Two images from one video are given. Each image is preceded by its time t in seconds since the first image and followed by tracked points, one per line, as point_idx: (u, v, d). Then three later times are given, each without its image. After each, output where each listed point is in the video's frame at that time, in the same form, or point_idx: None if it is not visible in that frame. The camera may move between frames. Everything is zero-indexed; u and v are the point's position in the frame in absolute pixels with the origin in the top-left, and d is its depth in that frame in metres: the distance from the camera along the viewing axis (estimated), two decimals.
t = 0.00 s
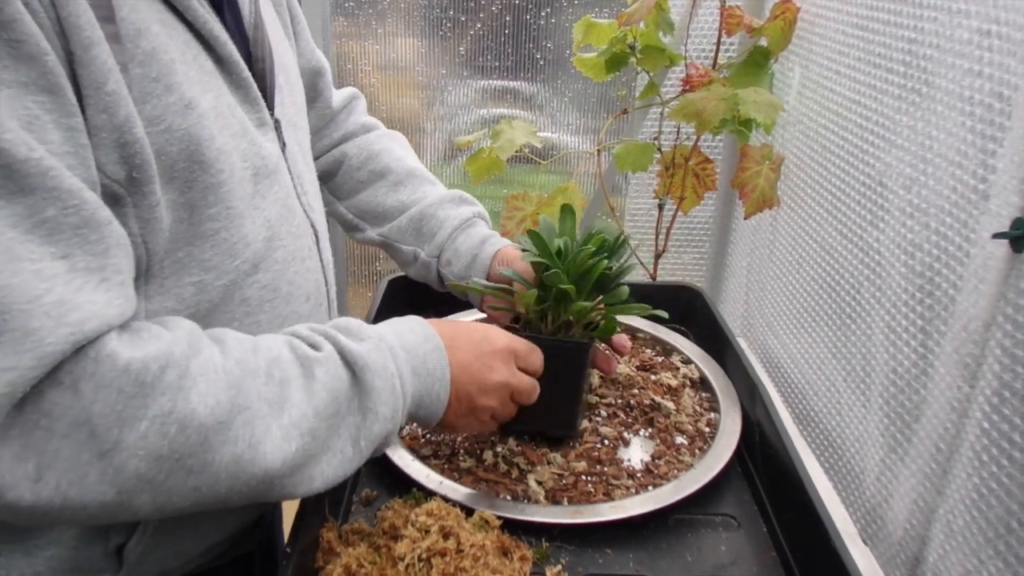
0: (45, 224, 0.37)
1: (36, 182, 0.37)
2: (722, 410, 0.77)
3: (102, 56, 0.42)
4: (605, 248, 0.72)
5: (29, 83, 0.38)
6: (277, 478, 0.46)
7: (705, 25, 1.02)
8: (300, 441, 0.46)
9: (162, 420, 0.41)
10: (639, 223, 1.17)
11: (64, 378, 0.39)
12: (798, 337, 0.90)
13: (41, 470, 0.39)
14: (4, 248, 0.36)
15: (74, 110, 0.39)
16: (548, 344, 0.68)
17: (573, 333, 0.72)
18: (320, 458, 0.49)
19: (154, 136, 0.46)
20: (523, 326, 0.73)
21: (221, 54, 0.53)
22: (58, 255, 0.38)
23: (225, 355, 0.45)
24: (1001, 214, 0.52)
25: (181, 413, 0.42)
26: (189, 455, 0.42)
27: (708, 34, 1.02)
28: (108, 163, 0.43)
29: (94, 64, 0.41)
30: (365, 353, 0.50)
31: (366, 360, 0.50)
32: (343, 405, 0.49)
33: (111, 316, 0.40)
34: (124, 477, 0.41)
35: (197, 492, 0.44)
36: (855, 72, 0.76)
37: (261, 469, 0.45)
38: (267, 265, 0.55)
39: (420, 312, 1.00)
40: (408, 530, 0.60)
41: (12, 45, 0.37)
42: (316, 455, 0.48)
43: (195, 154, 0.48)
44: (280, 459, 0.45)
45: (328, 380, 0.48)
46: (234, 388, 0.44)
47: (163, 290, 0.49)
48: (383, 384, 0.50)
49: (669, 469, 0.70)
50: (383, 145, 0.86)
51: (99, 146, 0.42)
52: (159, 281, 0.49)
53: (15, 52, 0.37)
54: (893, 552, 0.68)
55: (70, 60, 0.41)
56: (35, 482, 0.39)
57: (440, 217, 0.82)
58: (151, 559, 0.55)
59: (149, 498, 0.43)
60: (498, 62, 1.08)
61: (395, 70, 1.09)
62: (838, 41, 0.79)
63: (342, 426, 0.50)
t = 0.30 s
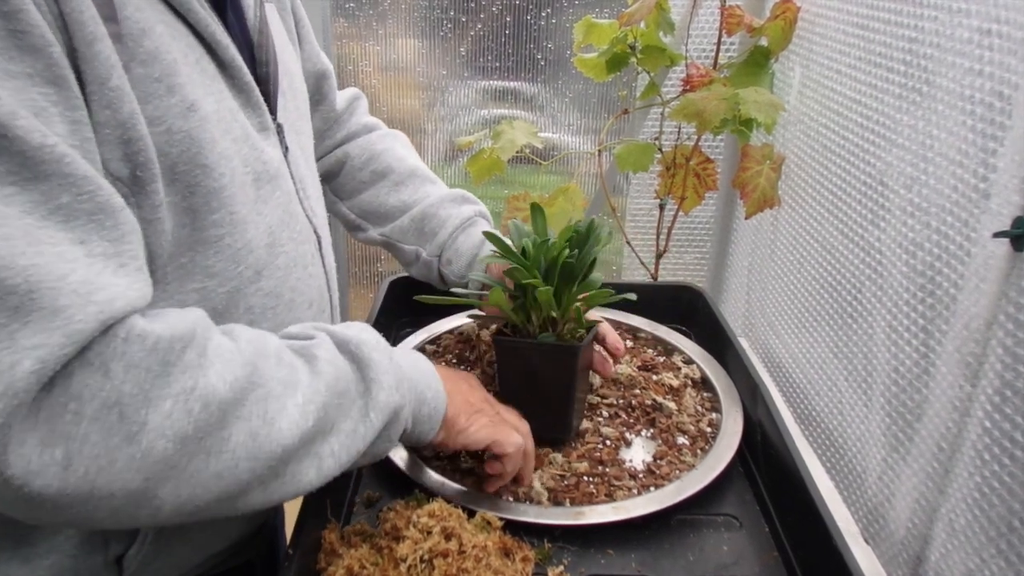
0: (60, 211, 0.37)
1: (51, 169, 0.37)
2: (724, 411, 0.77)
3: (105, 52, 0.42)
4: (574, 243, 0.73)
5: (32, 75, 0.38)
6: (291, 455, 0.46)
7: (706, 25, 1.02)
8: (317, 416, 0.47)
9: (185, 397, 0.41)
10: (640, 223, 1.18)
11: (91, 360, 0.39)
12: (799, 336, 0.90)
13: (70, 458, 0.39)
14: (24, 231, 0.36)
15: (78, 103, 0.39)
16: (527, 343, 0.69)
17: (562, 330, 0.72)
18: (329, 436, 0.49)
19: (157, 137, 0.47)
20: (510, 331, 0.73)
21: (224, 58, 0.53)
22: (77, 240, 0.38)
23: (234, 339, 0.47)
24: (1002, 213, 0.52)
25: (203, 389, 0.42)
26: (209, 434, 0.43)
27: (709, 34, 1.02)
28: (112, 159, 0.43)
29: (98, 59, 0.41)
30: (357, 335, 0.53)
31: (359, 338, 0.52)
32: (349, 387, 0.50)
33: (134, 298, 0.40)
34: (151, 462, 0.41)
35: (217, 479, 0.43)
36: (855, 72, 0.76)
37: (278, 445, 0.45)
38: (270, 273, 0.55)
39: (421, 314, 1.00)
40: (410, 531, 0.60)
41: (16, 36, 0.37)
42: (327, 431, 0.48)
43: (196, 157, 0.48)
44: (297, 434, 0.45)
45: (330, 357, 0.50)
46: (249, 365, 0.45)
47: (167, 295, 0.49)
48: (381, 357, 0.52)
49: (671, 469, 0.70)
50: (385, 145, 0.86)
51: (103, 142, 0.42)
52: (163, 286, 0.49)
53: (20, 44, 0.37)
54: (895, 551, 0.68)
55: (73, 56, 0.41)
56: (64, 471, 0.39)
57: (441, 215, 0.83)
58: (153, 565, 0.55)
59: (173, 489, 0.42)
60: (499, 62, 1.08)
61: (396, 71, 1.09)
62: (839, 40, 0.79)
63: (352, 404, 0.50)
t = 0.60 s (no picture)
0: (79, 211, 0.37)
1: (69, 171, 0.37)
2: (722, 410, 0.77)
3: (113, 57, 0.41)
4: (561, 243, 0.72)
5: (45, 78, 0.37)
6: (305, 461, 0.46)
7: (705, 25, 1.02)
8: (331, 425, 0.47)
9: (211, 400, 0.41)
10: (639, 223, 1.17)
11: (118, 360, 0.39)
12: (797, 336, 0.90)
13: (98, 458, 0.38)
14: (45, 232, 0.36)
15: (89, 105, 0.39)
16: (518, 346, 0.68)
17: (553, 331, 0.72)
18: (337, 444, 0.49)
19: (162, 142, 0.46)
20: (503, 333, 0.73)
21: (225, 63, 0.53)
22: (96, 241, 0.38)
23: (253, 345, 0.46)
24: (1001, 212, 0.52)
25: (229, 392, 0.42)
26: (234, 438, 0.42)
27: (707, 34, 1.02)
28: (120, 164, 0.43)
29: (106, 65, 0.41)
30: (361, 346, 0.53)
31: (364, 349, 0.53)
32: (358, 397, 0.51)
33: (156, 296, 0.40)
34: (176, 463, 0.40)
35: (238, 484, 0.43)
36: (854, 72, 0.75)
37: (296, 452, 0.45)
38: (271, 279, 0.55)
39: (420, 314, 1.00)
40: (408, 531, 0.60)
41: (30, 40, 0.37)
42: (336, 441, 0.48)
43: (200, 163, 0.48)
44: (313, 442, 0.45)
45: (340, 367, 0.50)
46: (270, 372, 0.45)
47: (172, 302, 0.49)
48: (386, 368, 0.53)
49: (669, 469, 0.70)
50: (385, 144, 0.86)
51: (112, 147, 0.42)
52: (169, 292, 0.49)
53: (34, 47, 0.37)
54: (894, 551, 0.68)
55: (81, 60, 0.41)
56: (92, 472, 0.38)
57: (441, 214, 0.82)
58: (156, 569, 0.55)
59: (194, 490, 0.42)
60: (498, 62, 1.08)
61: (395, 71, 1.09)
62: (838, 40, 0.79)
63: (358, 414, 0.50)
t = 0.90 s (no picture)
0: (55, 231, 0.36)
1: (48, 189, 0.36)
2: (722, 408, 0.77)
3: (113, 62, 0.42)
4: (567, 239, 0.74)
5: (41, 86, 0.37)
6: (279, 492, 0.44)
7: (706, 23, 1.02)
8: (305, 458, 0.44)
9: (164, 434, 0.39)
10: (640, 221, 1.17)
11: (67, 391, 0.38)
12: (798, 334, 0.90)
13: (41, 480, 0.39)
14: (15, 257, 0.35)
15: (83, 113, 0.39)
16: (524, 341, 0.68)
17: (556, 329, 0.71)
18: (325, 468, 0.47)
19: (163, 145, 0.47)
20: (504, 328, 0.73)
21: (231, 63, 0.53)
22: (69, 262, 0.37)
23: (233, 367, 0.43)
24: (1001, 212, 0.52)
25: (184, 428, 0.40)
26: (189, 470, 0.40)
27: (709, 32, 1.02)
28: (117, 170, 0.42)
29: (105, 69, 0.41)
30: (376, 364, 0.48)
31: (377, 370, 0.48)
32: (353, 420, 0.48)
33: (121, 327, 0.38)
34: (123, 491, 0.39)
35: (196, 509, 0.42)
36: (856, 71, 0.75)
37: (263, 485, 0.43)
38: (273, 280, 0.55)
39: (420, 311, 1.00)
40: (408, 527, 0.60)
41: (24, 47, 0.36)
42: (321, 469, 0.46)
43: (204, 165, 0.48)
44: (284, 475, 0.43)
45: (339, 392, 0.47)
46: (240, 402, 0.42)
47: (169, 300, 0.49)
48: (396, 397, 0.48)
49: (669, 467, 0.70)
50: (388, 141, 0.86)
51: (109, 153, 0.42)
52: (165, 291, 0.49)
53: (27, 55, 0.37)
54: (893, 550, 0.68)
55: (80, 65, 0.41)
56: (32, 493, 0.39)
57: (444, 212, 0.82)
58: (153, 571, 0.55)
59: (148, 512, 0.41)
60: (500, 59, 1.08)
61: (396, 67, 1.09)
62: (839, 39, 0.79)
63: (352, 438, 0.48)
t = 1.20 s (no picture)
0: (69, 235, 0.36)
1: (60, 193, 0.35)
2: (722, 410, 0.77)
3: (117, 67, 0.41)
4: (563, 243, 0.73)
5: (46, 90, 0.37)
6: (301, 480, 0.44)
7: (705, 25, 1.02)
8: (324, 446, 0.44)
9: (173, 431, 0.39)
10: (639, 223, 1.18)
11: (73, 392, 0.37)
12: (798, 335, 0.90)
13: (55, 478, 0.38)
14: (26, 262, 0.34)
15: (89, 117, 0.39)
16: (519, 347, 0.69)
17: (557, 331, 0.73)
18: (350, 451, 0.47)
19: (168, 150, 0.46)
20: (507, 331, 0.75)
21: (231, 68, 0.53)
22: (82, 266, 0.36)
23: (241, 357, 0.43)
24: (1001, 213, 0.52)
25: (192, 424, 0.39)
26: (205, 463, 0.40)
27: (708, 34, 1.02)
28: (122, 175, 0.42)
29: (110, 75, 0.41)
30: (399, 346, 0.47)
31: (398, 355, 0.47)
32: (376, 403, 0.48)
33: (132, 329, 0.38)
34: (139, 488, 0.40)
35: (218, 494, 0.42)
36: (856, 71, 0.75)
37: (282, 474, 0.43)
38: (277, 286, 0.55)
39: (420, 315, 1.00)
40: (408, 530, 0.60)
41: (29, 53, 0.36)
42: (342, 456, 0.46)
43: (207, 171, 0.48)
44: (303, 464, 0.43)
45: (357, 379, 0.46)
46: (248, 396, 0.42)
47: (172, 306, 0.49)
48: (417, 383, 0.48)
49: (669, 469, 0.70)
50: (386, 144, 0.86)
51: (113, 158, 0.42)
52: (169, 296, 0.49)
53: (32, 61, 0.36)
54: (893, 551, 0.68)
55: (85, 70, 0.41)
56: (51, 490, 0.39)
57: (443, 216, 0.82)
58: None
59: (168, 501, 0.41)
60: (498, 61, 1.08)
61: (395, 70, 1.09)
62: (838, 40, 0.79)
63: (375, 421, 0.48)
